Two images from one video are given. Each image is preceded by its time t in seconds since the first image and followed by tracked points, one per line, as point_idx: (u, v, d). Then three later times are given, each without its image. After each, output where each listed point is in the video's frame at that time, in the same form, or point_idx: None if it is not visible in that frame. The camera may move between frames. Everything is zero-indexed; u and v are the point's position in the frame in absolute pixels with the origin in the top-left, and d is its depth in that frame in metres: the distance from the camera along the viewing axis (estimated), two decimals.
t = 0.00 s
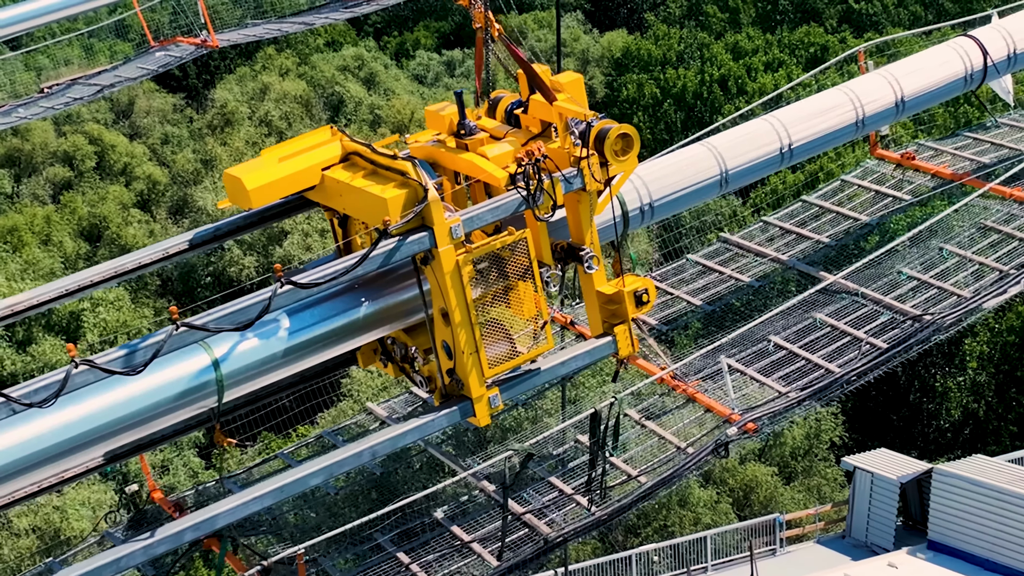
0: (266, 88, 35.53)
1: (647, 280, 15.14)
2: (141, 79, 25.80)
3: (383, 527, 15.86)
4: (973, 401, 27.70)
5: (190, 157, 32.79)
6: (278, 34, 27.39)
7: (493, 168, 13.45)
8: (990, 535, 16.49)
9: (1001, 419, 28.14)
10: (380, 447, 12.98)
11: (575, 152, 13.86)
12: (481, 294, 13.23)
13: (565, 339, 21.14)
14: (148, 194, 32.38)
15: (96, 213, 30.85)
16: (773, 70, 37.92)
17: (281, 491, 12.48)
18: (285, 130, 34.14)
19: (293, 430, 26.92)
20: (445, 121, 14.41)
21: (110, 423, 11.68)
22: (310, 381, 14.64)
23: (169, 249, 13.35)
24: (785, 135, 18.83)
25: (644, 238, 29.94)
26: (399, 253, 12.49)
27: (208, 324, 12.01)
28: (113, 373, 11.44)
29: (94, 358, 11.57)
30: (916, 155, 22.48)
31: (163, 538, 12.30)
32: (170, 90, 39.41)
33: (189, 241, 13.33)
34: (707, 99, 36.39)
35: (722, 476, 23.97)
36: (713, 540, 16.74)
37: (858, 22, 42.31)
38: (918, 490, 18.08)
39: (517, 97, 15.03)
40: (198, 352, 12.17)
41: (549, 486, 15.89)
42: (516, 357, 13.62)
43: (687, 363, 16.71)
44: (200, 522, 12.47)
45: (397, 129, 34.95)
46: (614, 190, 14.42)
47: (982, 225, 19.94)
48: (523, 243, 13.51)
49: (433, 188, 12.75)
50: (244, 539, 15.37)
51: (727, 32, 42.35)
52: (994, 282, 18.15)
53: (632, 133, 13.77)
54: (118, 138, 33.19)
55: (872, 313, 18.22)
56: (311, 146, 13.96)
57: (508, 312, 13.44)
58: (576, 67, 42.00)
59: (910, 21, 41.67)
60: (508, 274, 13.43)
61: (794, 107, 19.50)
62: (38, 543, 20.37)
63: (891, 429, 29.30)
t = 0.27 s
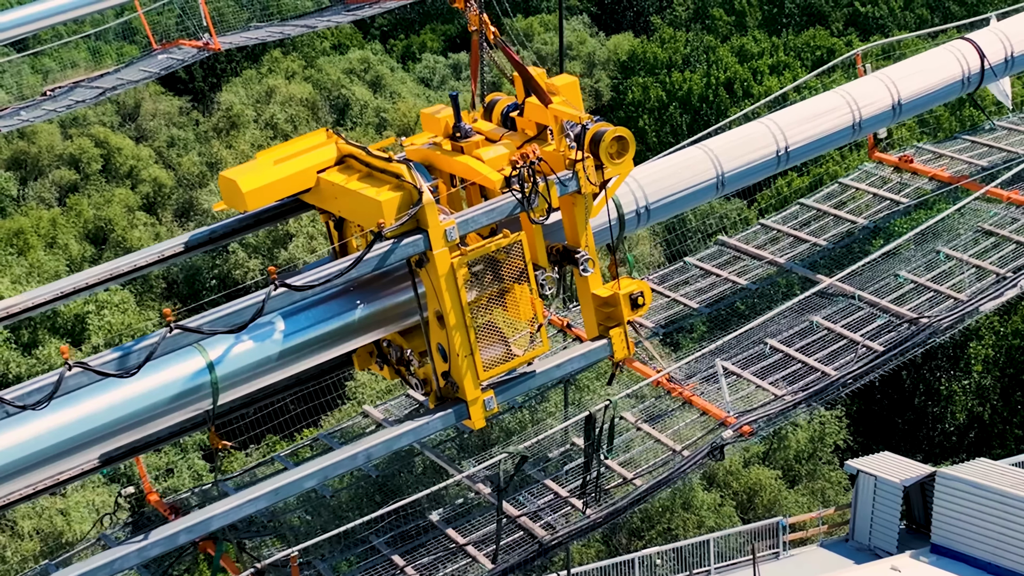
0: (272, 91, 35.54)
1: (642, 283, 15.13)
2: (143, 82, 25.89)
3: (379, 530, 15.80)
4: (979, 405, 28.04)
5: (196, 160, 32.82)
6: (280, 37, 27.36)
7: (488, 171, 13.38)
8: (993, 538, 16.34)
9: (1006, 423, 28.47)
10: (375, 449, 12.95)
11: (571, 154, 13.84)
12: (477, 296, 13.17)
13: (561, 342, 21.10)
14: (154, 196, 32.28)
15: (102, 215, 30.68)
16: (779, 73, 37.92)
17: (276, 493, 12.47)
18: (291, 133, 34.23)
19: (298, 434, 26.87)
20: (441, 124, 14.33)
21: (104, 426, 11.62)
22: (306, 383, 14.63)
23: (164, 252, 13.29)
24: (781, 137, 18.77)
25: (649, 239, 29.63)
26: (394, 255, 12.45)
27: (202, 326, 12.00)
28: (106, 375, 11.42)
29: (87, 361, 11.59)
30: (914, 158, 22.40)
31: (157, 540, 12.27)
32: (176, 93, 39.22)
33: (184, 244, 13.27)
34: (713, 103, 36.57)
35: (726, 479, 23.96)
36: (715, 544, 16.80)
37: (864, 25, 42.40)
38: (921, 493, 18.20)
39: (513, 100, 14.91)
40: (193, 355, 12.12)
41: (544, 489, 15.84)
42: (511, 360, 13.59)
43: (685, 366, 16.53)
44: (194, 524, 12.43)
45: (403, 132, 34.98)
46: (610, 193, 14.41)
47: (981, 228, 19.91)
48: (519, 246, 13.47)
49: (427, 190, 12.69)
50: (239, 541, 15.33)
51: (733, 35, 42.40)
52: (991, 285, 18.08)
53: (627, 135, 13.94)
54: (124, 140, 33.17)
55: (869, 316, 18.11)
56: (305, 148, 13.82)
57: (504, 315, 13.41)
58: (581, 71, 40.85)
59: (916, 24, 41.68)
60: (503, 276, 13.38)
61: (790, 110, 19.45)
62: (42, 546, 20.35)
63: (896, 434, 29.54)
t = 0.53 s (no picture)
0: (277, 94, 35.50)
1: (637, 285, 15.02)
2: (145, 85, 25.86)
3: (374, 533, 15.68)
4: (983, 408, 28.20)
5: (201, 163, 32.83)
6: (282, 40, 27.37)
7: (482, 174, 13.25)
8: (997, 542, 16.30)
9: (1012, 426, 28.61)
10: (368, 452, 12.87)
11: (566, 157, 13.74)
12: (471, 299, 13.07)
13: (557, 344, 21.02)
14: (160, 199, 32.32)
15: (107, 218, 30.49)
16: (784, 75, 37.87)
17: (269, 496, 12.41)
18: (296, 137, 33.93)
19: (301, 435, 27.07)
20: (436, 126, 14.18)
21: (99, 428, 11.56)
22: (303, 385, 14.58)
23: (160, 253, 13.22)
24: (777, 140, 18.58)
25: (653, 243, 28.95)
26: (388, 257, 12.39)
27: (196, 328, 12.05)
28: (100, 377, 11.41)
29: (81, 363, 11.62)
30: (912, 160, 22.25)
31: (151, 542, 12.21)
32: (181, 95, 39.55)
33: (179, 246, 13.20)
34: (719, 106, 36.71)
35: (730, 482, 23.89)
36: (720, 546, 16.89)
37: (870, 27, 42.45)
38: (925, 498, 17.93)
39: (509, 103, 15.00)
40: (187, 357, 12.04)
41: (539, 491, 15.73)
42: (507, 362, 13.48)
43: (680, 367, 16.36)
44: (188, 526, 12.36)
45: (409, 135, 34.95)
46: (605, 195, 14.31)
47: (978, 231, 19.85)
48: (514, 248, 13.36)
49: (422, 192, 12.58)
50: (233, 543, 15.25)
51: (739, 37, 42.39)
52: (987, 288, 18.00)
53: (622, 138, 13.80)
54: (129, 144, 33.38)
55: (867, 318, 18.02)
56: (301, 150, 13.68)
57: (499, 317, 13.32)
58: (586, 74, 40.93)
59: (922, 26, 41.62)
60: (498, 279, 13.27)
61: (786, 112, 19.27)
62: (43, 548, 20.28)
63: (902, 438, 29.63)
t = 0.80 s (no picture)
0: (282, 97, 35.38)
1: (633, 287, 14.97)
2: (146, 88, 25.85)
3: (369, 536, 15.59)
4: (989, 412, 28.32)
5: (205, 165, 32.75)
6: (284, 43, 27.39)
7: (476, 176, 13.17)
8: (1001, 545, 16.22)
9: (1015, 430, 28.80)
10: (363, 454, 12.84)
11: (561, 159, 13.73)
12: (465, 301, 13.05)
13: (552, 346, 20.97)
14: (165, 202, 32.04)
15: (111, 220, 30.49)
16: (789, 78, 37.82)
17: (263, 498, 12.38)
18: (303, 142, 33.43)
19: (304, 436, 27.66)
20: (431, 128, 14.05)
21: (94, 430, 11.48)
22: (299, 387, 14.56)
23: (155, 256, 13.17)
24: (774, 142, 18.30)
25: (659, 248, 28.16)
26: (383, 260, 12.35)
27: (189, 331, 11.94)
28: (93, 379, 11.31)
29: (74, 365, 11.46)
30: (910, 163, 22.07)
31: (144, 544, 12.15)
32: (187, 99, 39.28)
33: (175, 248, 13.14)
34: (725, 109, 36.67)
35: (733, 485, 23.74)
36: (721, 550, 16.65)
37: (876, 31, 42.38)
38: (928, 501, 17.82)
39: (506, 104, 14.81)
40: (181, 359, 11.98)
41: (534, 494, 15.65)
42: (501, 364, 13.46)
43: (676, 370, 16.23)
44: (181, 529, 12.28)
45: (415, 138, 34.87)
46: (600, 197, 14.28)
47: (973, 235, 19.79)
48: (508, 250, 13.34)
49: (416, 195, 12.58)
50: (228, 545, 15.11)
51: (745, 40, 42.38)
52: (984, 291, 17.97)
53: (616, 140, 13.77)
54: (135, 146, 33.00)
55: (864, 321, 17.91)
56: (295, 152, 13.56)
57: (494, 320, 13.29)
58: (593, 77, 40.53)
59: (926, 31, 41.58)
60: (492, 281, 13.26)
61: (782, 114, 18.98)
62: (46, 550, 20.15)
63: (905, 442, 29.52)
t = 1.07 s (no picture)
0: (288, 100, 35.34)
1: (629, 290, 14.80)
2: (149, 91, 26.02)
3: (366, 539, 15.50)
4: (993, 415, 28.10)
5: (211, 167, 32.60)
6: (287, 46, 27.48)
7: (471, 178, 13.06)
8: (1003, 549, 16.28)
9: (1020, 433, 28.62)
10: (357, 457, 12.72)
11: (556, 162, 13.61)
12: (459, 304, 12.91)
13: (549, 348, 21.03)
14: (171, 205, 31.71)
15: (117, 223, 30.03)
16: (794, 81, 37.83)
17: (257, 501, 12.32)
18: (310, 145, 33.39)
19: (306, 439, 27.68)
20: (428, 131, 14.16)
21: (90, 432, 11.49)
22: (294, 390, 14.48)
23: (151, 258, 13.13)
24: (770, 145, 18.16)
25: (663, 250, 28.88)
26: (377, 262, 12.25)
27: (183, 333, 11.86)
28: (88, 382, 11.22)
29: (67, 367, 11.33)
30: (907, 166, 22.00)
31: (138, 546, 12.09)
32: (193, 102, 39.86)
33: (170, 250, 13.12)
34: (731, 111, 36.65)
35: (737, 488, 23.35)
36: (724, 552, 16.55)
37: (880, 35, 42.35)
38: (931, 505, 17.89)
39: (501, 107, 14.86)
40: (176, 361, 11.98)
41: (529, 496, 15.51)
42: (497, 367, 13.31)
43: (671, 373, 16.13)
44: (175, 531, 12.23)
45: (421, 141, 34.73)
46: (596, 200, 14.13)
47: (969, 237, 19.70)
48: (503, 253, 13.21)
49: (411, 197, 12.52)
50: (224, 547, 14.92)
51: (751, 44, 42.41)
52: (980, 295, 17.74)
53: (612, 142, 13.59)
54: (141, 149, 32.57)
55: (860, 325, 17.86)
56: (291, 155, 13.59)
57: (489, 322, 13.17)
58: (599, 80, 40.60)
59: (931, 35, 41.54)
60: (487, 284, 13.13)
61: (779, 117, 18.82)
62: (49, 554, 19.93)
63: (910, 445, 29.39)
